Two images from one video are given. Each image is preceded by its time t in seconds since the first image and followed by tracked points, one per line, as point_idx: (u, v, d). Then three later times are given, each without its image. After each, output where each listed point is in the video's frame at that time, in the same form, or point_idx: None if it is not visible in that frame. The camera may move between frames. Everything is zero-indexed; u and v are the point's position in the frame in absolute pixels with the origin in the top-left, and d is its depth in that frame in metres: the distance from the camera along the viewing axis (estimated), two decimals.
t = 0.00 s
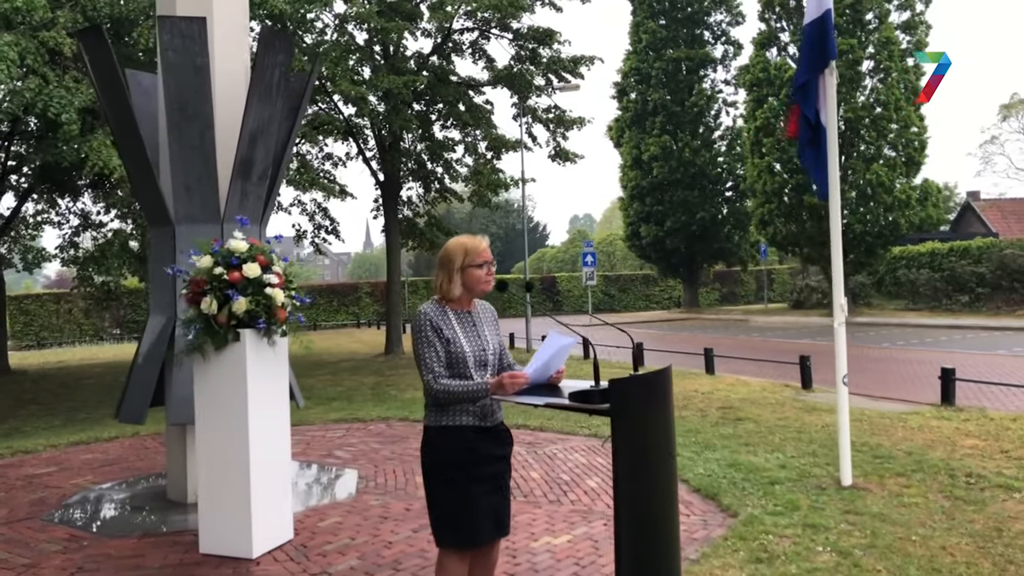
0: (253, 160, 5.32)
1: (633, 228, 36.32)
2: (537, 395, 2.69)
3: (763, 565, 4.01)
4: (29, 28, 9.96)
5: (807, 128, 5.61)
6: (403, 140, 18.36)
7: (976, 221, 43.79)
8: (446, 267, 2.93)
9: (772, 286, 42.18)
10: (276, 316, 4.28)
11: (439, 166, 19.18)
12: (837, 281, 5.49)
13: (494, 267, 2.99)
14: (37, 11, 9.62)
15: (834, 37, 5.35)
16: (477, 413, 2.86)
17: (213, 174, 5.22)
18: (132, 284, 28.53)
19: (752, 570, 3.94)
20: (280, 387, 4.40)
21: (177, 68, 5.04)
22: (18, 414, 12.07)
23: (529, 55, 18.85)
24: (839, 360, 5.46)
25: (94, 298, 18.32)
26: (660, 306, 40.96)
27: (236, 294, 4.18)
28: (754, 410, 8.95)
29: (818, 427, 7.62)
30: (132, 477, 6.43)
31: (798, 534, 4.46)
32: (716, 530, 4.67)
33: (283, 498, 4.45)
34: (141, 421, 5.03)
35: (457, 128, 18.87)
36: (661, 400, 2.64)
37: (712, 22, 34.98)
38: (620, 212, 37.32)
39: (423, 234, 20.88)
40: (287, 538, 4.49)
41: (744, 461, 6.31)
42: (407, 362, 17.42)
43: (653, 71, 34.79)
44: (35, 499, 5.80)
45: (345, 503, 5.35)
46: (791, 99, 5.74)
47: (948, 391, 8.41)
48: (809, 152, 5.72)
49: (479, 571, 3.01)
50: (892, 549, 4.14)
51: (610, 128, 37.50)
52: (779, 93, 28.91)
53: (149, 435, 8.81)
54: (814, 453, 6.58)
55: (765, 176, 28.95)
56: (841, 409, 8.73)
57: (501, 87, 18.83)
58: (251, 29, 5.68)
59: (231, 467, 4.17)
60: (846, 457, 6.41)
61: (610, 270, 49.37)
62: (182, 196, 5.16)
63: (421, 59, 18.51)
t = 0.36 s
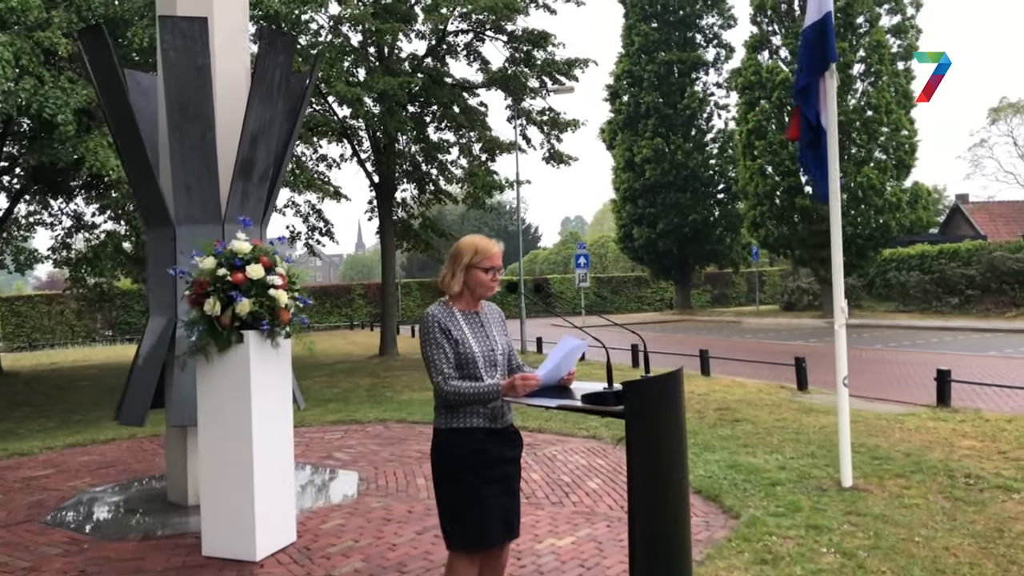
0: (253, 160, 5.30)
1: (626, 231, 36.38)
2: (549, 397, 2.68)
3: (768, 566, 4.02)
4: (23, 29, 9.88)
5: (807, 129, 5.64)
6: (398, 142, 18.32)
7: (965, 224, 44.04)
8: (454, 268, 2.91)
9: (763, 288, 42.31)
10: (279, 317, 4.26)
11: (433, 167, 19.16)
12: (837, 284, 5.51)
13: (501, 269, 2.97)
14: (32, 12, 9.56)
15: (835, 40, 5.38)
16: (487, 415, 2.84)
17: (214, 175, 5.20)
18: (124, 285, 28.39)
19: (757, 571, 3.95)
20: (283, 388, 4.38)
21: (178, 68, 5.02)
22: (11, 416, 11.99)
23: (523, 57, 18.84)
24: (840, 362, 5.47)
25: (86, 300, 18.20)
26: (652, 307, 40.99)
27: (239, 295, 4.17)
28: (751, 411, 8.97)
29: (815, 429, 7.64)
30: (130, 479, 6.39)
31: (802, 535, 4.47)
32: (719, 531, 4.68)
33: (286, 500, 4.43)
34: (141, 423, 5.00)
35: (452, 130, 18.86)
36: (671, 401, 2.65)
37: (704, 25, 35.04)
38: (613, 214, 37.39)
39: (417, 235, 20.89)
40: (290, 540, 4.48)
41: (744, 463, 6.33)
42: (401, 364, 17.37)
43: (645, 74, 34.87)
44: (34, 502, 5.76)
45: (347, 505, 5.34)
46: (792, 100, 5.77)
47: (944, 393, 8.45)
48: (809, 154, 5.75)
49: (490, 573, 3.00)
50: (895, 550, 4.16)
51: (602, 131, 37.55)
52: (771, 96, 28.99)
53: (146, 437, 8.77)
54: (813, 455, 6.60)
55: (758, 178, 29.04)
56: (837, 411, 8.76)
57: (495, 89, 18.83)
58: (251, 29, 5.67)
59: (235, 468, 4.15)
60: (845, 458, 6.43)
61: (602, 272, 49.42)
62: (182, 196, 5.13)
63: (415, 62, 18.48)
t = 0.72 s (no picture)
0: (248, 162, 5.28)
1: (611, 233, 36.47)
2: (555, 398, 2.68)
3: (767, 566, 4.04)
4: (9, 29, 9.76)
5: (799, 132, 5.68)
6: (385, 144, 18.27)
7: (945, 227, 44.53)
8: (458, 268, 2.89)
9: (747, 291, 42.58)
10: (276, 318, 4.25)
11: (421, 169, 19.13)
12: (829, 285, 5.55)
13: (505, 269, 2.95)
14: (18, 12, 9.45)
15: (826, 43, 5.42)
16: (492, 416, 2.82)
17: (208, 176, 5.18)
18: (108, 287, 28.14)
19: (756, 572, 3.97)
20: (279, 391, 4.36)
21: (173, 69, 4.99)
22: None
23: (511, 60, 18.86)
24: (831, 363, 5.51)
25: (71, 303, 18.01)
26: (637, 310, 41.09)
27: (236, 297, 4.15)
28: (742, 413, 9.01)
29: (805, 430, 7.70)
30: (122, 482, 6.34)
31: (798, 535, 4.50)
32: (715, 531, 4.70)
33: (283, 503, 4.42)
34: (135, 425, 4.97)
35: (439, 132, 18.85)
36: (678, 401, 2.64)
37: (688, 29, 35.19)
38: (598, 216, 37.48)
39: (405, 237, 20.95)
40: (288, 543, 4.46)
41: (737, 463, 6.36)
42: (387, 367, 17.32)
43: (630, 77, 35.00)
44: (24, 506, 5.70)
45: (343, 508, 5.32)
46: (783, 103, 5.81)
47: (930, 393, 8.54)
48: (801, 157, 5.79)
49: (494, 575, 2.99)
50: (890, 550, 4.20)
51: (588, 134, 37.65)
52: (756, 100, 29.18)
53: (135, 440, 8.69)
54: (804, 455, 6.65)
55: (742, 181, 29.24)
56: (826, 411, 8.83)
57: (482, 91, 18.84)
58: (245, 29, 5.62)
59: (232, 470, 4.13)
60: (837, 458, 6.48)
61: (587, 274, 49.52)
62: (176, 197, 5.12)
63: (403, 64, 18.45)
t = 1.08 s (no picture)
0: (237, 161, 5.25)
1: (591, 235, 36.55)
2: (556, 398, 2.69)
3: (758, 564, 4.09)
4: None
5: (786, 135, 5.73)
6: (367, 144, 18.19)
7: (919, 229, 45.15)
8: (457, 268, 2.89)
9: (726, 292, 42.89)
10: (268, 319, 4.22)
11: (402, 170, 19.08)
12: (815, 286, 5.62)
13: (504, 269, 2.96)
14: None
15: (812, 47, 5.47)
16: (492, 416, 2.82)
17: (196, 176, 5.15)
18: (82, 289, 27.75)
19: (748, 570, 4.01)
20: (270, 392, 4.33)
21: (161, 68, 4.97)
22: None
23: (493, 62, 18.86)
24: (818, 363, 5.58)
25: (46, 304, 17.72)
26: (617, 311, 41.21)
27: (228, 298, 4.12)
28: (726, 413, 9.07)
29: (789, 430, 7.77)
30: (107, 485, 6.27)
31: (787, 533, 4.55)
32: (705, 531, 4.74)
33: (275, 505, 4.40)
34: (122, 428, 4.91)
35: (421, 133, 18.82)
36: (676, 401, 2.64)
37: (667, 32, 35.36)
38: (578, 218, 37.56)
39: (386, 238, 20.97)
40: (279, 546, 4.45)
41: (723, 463, 6.41)
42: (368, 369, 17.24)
43: (610, 80, 35.12)
44: (8, 510, 5.62)
45: (333, 510, 5.31)
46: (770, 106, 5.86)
47: (910, 393, 8.65)
48: (787, 159, 5.85)
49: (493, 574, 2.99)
50: (878, 547, 4.26)
51: (567, 136, 37.73)
52: (734, 103, 29.40)
53: (117, 442, 8.59)
54: (789, 455, 6.72)
55: (721, 183, 29.47)
56: (809, 412, 8.92)
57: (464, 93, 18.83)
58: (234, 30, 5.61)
59: (225, 472, 4.10)
60: (821, 458, 6.55)
61: (566, 275, 49.59)
62: (164, 197, 5.09)
63: (385, 65, 18.41)
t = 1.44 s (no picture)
0: (224, 161, 5.21)
1: (569, 236, 36.63)
2: (557, 396, 2.72)
3: (747, 561, 4.13)
4: None
5: (772, 138, 5.82)
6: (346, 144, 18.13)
7: (891, 231, 45.78)
8: (459, 269, 2.92)
9: (702, 293, 43.18)
10: (259, 320, 4.21)
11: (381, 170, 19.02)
12: (800, 287, 5.69)
13: (504, 270, 2.99)
14: None
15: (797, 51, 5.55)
16: (491, 415, 2.84)
17: (183, 176, 5.12)
18: (52, 290, 27.28)
19: (738, 567, 4.05)
20: (261, 393, 4.32)
21: (148, 66, 4.93)
22: None
23: (474, 62, 18.84)
24: (801, 362, 5.65)
25: (15, 305, 17.39)
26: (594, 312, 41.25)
27: (218, 298, 4.10)
28: (707, 412, 9.15)
29: (771, 428, 7.86)
30: (88, 488, 6.20)
31: (774, 531, 4.60)
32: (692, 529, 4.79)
33: (264, 506, 4.38)
34: (105, 429, 4.84)
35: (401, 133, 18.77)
36: (675, 402, 2.67)
37: (645, 35, 35.55)
38: (556, 220, 37.62)
39: (364, 238, 20.93)
40: (269, 547, 4.43)
41: (707, 462, 6.47)
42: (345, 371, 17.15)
43: (588, 82, 35.26)
44: None
45: (321, 511, 5.29)
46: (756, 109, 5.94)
47: (888, 392, 8.78)
48: (773, 161, 5.93)
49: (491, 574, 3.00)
50: (863, 543, 4.33)
51: (545, 137, 37.81)
52: (711, 105, 29.61)
53: (95, 445, 8.47)
54: (771, 453, 6.79)
55: (698, 185, 29.70)
56: (789, 411, 9.02)
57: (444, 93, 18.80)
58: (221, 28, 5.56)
59: (213, 473, 4.07)
60: (803, 456, 6.63)
61: (543, 276, 49.62)
62: (150, 197, 5.05)
63: (364, 64, 18.35)
